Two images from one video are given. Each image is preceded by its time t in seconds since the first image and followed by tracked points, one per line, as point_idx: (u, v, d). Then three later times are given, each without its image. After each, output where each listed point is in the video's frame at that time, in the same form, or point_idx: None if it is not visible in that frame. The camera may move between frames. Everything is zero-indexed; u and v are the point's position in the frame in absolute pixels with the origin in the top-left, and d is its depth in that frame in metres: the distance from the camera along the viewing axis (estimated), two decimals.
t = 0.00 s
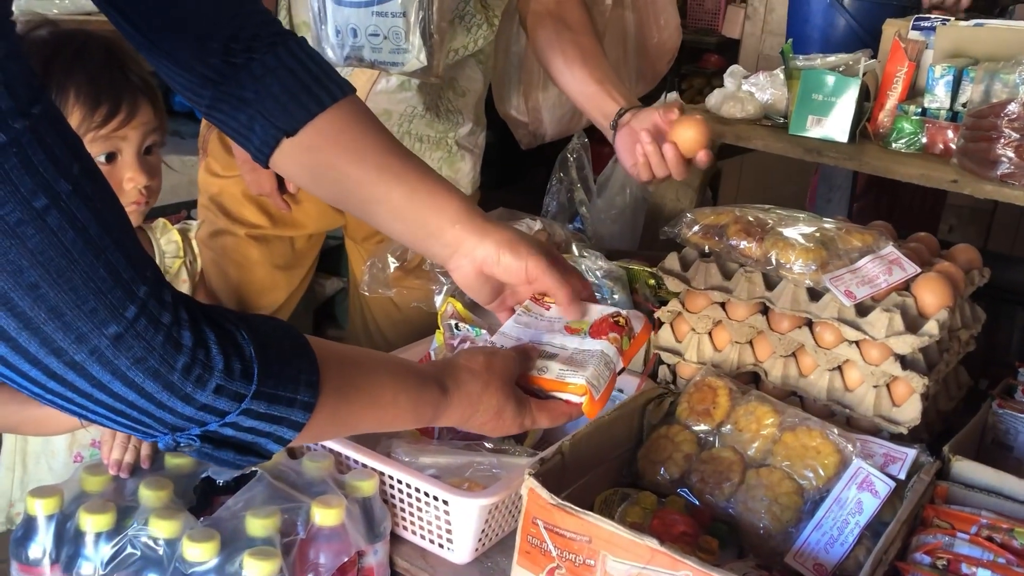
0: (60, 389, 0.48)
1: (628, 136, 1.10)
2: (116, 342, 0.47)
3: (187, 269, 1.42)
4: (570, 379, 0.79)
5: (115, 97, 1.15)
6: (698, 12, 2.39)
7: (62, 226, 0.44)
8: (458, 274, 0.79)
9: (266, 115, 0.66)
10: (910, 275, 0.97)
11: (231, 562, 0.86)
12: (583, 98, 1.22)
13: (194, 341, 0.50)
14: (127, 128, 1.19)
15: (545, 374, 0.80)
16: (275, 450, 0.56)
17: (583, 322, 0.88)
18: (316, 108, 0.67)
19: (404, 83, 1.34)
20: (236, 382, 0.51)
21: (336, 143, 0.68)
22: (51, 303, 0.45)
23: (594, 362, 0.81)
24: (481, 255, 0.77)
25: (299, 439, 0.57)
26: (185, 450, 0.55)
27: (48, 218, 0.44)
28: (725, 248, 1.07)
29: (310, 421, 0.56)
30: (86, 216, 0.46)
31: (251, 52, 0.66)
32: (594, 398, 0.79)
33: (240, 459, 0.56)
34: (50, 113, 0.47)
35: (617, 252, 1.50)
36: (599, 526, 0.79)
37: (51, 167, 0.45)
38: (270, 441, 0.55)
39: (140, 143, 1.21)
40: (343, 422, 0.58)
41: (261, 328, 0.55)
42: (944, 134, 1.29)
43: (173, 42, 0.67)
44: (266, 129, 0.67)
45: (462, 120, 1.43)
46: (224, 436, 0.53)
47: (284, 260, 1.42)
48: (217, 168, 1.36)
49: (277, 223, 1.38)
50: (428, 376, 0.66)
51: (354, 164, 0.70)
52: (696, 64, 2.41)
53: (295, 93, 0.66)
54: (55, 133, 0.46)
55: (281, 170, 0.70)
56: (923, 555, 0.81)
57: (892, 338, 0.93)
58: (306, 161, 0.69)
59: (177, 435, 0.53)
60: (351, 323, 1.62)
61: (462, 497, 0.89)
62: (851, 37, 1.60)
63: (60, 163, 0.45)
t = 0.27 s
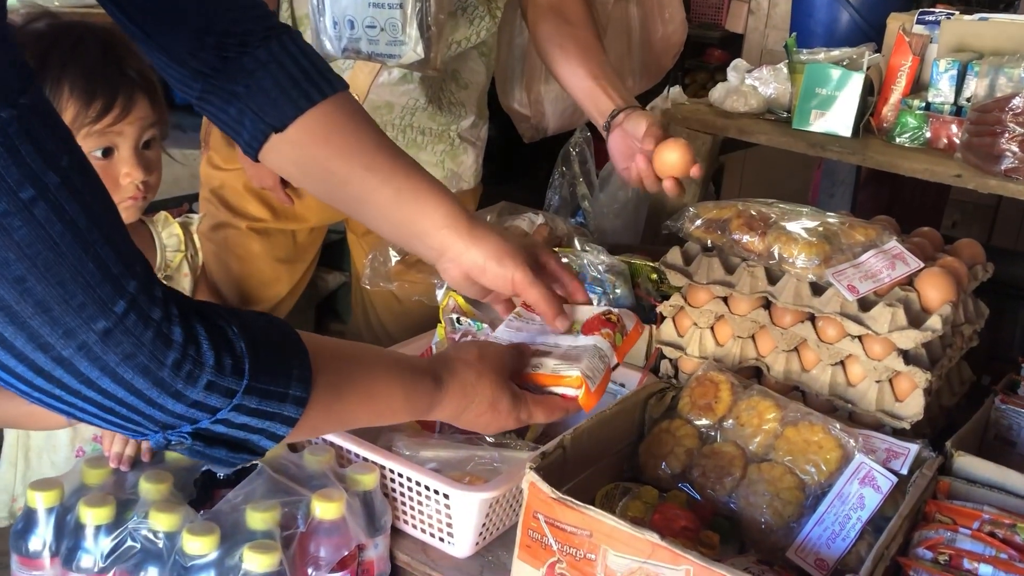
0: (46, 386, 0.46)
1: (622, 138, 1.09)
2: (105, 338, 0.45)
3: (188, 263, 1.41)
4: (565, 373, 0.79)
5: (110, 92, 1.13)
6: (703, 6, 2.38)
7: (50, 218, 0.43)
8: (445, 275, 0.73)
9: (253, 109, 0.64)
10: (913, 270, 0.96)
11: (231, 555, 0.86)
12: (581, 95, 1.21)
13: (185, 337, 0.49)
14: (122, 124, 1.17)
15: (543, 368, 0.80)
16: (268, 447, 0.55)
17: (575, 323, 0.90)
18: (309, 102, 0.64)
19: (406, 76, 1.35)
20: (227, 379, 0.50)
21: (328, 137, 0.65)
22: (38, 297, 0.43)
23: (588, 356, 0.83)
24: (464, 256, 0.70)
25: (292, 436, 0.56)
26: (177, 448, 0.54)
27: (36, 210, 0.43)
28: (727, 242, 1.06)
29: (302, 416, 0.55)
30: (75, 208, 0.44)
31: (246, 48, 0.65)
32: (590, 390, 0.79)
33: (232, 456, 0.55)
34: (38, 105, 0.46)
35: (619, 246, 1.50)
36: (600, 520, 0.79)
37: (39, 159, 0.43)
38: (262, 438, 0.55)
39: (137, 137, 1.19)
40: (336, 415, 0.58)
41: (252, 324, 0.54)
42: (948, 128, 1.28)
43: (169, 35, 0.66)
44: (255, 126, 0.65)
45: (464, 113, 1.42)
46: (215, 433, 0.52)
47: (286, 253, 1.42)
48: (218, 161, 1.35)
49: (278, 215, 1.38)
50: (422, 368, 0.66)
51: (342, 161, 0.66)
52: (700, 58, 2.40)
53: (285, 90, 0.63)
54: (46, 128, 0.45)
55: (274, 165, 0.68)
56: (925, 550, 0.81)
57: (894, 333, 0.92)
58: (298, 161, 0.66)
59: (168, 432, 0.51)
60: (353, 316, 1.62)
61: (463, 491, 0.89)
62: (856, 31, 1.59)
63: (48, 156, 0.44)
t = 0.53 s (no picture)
0: (31, 391, 0.46)
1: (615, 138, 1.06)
2: (91, 342, 0.45)
3: (178, 260, 1.38)
4: (554, 359, 0.79)
5: (94, 90, 1.12)
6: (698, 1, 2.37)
7: (33, 222, 0.42)
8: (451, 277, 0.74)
9: (236, 113, 0.65)
10: (906, 265, 0.96)
11: (224, 552, 0.85)
12: (570, 91, 1.21)
13: (171, 340, 0.48)
14: (107, 124, 1.17)
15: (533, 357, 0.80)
16: (258, 446, 0.56)
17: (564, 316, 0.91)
18: (292, 108, 0.66)
19: (399, 71, 1.34)
20: (215, 379, 0.50)
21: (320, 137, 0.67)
22: (21, 303, 0.43)
23: (576, 343, 0.83)
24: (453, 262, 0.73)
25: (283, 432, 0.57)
26: (166, 451, 0.54)
27: (17, 214, 0.42)
28: (721, 237, 1.06)
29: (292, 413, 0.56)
30: (58, 212, 0.44)
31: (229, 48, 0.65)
32: (579, 374, 0.79)
33: (222, 455, 0.55)
34: (17, 105, 0.45)
35: (613, 242, 1.49)
36: (593, 516, 0.79)
37: (21, 163, 0.43)
38: (252, 436, 0.55)
39: (121, 136, 1.18)
40: (326, 408, 0.58)
41: (236, 322, 0.54)
42: (942, 123, 1.28)
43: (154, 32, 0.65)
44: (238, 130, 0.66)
45: (457, 108, 1.41)
46: (204, 434, 0.53)
47: (280, 249, 1.42)
48: (211, 157, 1.35)
49: (271, 212, 1.37)
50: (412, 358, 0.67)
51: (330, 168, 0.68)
52: (696, 53, 2.40)
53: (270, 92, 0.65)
54: (26, 127, 0.45)
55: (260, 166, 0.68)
56: (917, 545, 0.81)
57: (888, 328, 0.92)
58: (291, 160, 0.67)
59: (156, 434, 0.51)
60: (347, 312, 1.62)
61: (457, 487, 0.89)
62: (850, 26, 1.59)
63: (30, 158, 0.44)
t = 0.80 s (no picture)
0: (8, 398, 0.46)
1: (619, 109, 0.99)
2: (67, 348, 0.45)
3: (149, 263, 1.29)
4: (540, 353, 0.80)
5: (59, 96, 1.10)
6: None
7: (6, 226, 0.42)
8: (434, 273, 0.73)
9: (216, 108, 0.66)
10: (899, 260, 0.96)
11: (218, 553, 0.85)
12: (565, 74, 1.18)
13: (150, 344, 0.47)
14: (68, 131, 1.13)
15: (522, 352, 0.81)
16: (241, 450, 0.54)
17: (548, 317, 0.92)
18: (273, 102, 0.66)
19: (392, 69, 1.33)
20: (195, 384, 0.49)
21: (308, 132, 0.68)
22: None
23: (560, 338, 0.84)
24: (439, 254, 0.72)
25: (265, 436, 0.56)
26: (147, 456, 0.53)
27: None
28: (714, 233, 1.06)
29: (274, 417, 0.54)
30: (32, 217, 0.44)
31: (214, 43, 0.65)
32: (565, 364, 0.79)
33: (205, 461, 0.54)
34: None
35: (607, 238, 1.49)
36: (588, 514, 0.79)
37: None
38: (235, 441, 0.54)
39: (82, 146, 1.14)
40: (311, 409, 0.57)
41: (219, 326, 0.53)
42: (935, 117, 1.28)
43: (140, 32, 0.65)
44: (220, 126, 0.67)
45: (451, 107, 1.41)
46: (185, 439, 0.51)
47: (272, 248, 1.41)
48: (202, 157, 1.34)
49: (263, 210, 1.36)
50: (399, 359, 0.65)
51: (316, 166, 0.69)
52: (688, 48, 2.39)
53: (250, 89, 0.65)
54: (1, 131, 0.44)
55: (248, 162, 0.71)
56: (913, 540, 0.81)
57: (881, 323, 0.92)
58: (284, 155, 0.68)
59: (137, 441, 0.50)
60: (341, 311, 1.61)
61: (451, 486, 0.89)
62: (842, 20, 1.59)
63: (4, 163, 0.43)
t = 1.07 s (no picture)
0: None
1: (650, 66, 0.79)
2: (35, 358, 0.44)
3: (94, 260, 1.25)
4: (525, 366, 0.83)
5: None
6: None
7: None
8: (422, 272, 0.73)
9: (208, 102, 0.69)
10: (892, 254, 0.96)
11: (210, 554, 0.84)
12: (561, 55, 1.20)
13: (123, 355, 0.47)
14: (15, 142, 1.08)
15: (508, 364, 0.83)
16: (217, 461, 0.54)
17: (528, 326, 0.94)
18: (264, 96, 0.69)
19: (382, 65, 1.32)
20: (167, 396, 0.48)
21: (294, 133, 0.69)
22: None
23: (545, 350, 0.86)
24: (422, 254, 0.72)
25: (240, 447, 0.55)
26: (122, 468, 0.53)
27: None
28: (708, 229, 1.06)
29: (251, 428, 0.53)
30: None
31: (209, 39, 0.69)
32: (550, 379, 0.83)
33: (180, 473, 0.54)
34: None
35: (600, 234, 1.49)
36: (582, 511, 0.79)
37: None
38: (211, 453, 0.53)
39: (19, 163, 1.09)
40: (289, 419, 0.56)
41: (195, 334, 0.52)
42: (927, 111, 1.28)
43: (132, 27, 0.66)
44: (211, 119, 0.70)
45: (441, 103, 1.40)
46: (158, 451, 0.51)
47: (263, 246, 1.41)
48: (192, 154, 1.33)
49: (254, 208, 1.36)
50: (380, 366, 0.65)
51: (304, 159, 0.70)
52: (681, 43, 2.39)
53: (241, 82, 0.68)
54: None
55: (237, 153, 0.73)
56: (907, 534, 0.81)
57: (874, 317, 0.92)
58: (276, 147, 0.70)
59: (109, 453, 0.50)
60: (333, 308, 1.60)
61: (445, 485, 0.88)
62: (834, 13, 1.58)
63: None
